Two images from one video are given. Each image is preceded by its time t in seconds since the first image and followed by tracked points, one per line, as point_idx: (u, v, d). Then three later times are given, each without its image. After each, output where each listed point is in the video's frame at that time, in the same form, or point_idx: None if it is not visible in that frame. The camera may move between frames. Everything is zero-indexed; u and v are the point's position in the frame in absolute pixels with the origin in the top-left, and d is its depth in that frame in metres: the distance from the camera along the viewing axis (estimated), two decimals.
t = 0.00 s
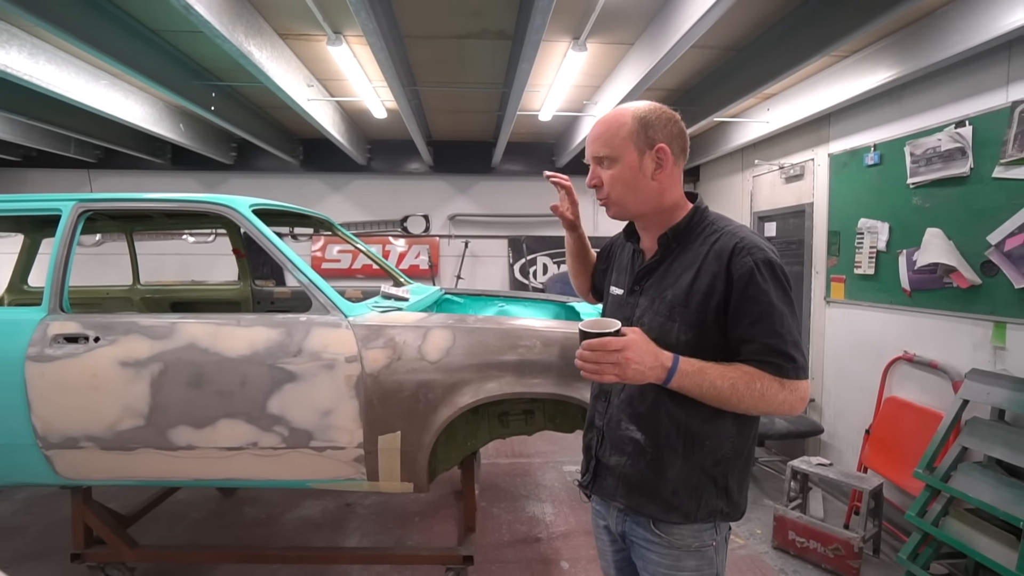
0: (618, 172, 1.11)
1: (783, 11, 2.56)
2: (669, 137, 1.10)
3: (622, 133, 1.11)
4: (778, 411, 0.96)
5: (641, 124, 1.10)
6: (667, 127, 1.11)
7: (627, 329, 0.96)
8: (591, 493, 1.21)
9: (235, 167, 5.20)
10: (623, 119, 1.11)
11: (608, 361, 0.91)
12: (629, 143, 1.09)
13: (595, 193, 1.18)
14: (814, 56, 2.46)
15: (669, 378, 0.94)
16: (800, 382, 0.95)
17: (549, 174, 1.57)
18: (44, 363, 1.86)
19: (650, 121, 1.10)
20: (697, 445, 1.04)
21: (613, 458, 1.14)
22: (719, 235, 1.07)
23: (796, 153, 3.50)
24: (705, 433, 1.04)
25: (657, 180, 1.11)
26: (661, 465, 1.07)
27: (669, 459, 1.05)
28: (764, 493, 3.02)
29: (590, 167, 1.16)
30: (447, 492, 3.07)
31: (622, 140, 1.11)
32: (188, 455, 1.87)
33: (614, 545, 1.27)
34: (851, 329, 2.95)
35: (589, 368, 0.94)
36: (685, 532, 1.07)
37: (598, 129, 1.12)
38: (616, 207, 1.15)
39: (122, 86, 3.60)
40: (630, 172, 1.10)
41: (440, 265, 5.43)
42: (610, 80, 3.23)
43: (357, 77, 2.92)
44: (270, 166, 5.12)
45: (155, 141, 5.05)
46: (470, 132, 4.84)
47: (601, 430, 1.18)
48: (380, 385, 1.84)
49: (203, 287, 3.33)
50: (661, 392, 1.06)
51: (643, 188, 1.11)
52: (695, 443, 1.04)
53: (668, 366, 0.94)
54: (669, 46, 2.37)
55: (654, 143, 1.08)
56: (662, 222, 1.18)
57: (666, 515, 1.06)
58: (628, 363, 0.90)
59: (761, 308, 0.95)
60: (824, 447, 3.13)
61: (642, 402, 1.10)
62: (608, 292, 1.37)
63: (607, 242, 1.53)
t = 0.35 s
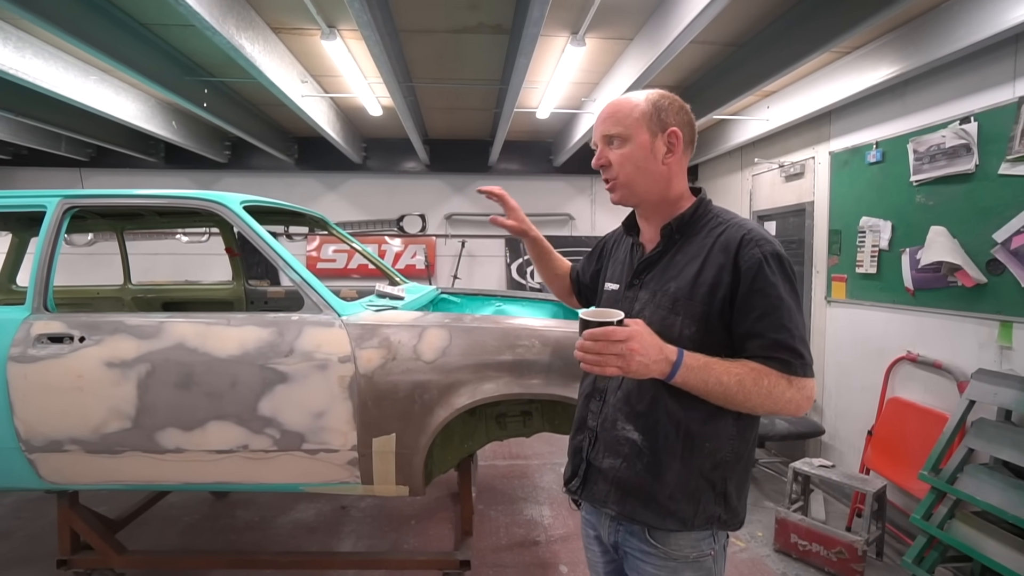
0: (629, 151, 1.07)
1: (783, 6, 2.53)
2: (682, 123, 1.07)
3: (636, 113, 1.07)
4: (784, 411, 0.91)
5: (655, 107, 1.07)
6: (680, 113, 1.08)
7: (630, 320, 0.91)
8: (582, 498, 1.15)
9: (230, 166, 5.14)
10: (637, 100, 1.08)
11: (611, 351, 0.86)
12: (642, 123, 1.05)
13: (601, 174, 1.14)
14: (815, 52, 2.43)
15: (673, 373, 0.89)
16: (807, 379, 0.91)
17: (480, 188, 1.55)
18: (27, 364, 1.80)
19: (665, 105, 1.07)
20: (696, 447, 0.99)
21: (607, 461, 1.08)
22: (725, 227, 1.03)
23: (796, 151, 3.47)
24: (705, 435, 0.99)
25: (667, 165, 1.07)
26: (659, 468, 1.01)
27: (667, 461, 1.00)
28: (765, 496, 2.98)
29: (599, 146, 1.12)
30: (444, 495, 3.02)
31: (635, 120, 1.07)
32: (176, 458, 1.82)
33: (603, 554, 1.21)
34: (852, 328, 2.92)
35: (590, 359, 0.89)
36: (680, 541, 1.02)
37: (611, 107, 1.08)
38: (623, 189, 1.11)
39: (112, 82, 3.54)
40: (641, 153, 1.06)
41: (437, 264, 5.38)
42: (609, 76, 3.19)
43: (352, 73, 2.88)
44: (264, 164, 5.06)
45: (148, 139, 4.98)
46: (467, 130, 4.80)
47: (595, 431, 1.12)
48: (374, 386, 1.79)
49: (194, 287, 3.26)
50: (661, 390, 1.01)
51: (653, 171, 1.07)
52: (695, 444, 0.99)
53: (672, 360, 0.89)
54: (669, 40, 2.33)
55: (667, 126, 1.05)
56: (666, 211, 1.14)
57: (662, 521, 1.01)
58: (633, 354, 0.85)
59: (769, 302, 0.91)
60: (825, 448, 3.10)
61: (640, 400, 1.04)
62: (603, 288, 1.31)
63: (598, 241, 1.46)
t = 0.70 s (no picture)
0: (660, 130, 1.04)
1: (786, 2, 2.49)
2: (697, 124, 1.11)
3: (664, 100, 1.07)
4: (802, 410, 0.86)
5: (681, 101, 1.08)
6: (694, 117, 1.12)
7: (639, 319, 0.86)
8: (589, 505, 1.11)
9: (225, 164, 5.08)
10: (664, 90, 1.09)
11: (620, 352, 0.81)
12: (672, 108, 1.05)
13: (621, 150, 1.06)
14: (819, 48, 2.39)
15: (685, 373, 0.85)
16: (826, 376, 0.86)
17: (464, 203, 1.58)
18: (13, 366, 1.75)
19: (687, 102, 1.10)
20: (709, 450, 0.95)
21: (617, 467, 1.04)
22: (734, 220, 0.99)
23: (798, 149, 3.44)
24: (718, 437, 0.95)
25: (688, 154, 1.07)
26: (671, 472, 0.97)
27: (679, 465, 0.96)
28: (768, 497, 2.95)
29: (623, 121, 1.06)
30: (443, 497, 2.97)
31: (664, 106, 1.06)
32: (168, 462, 1.77)
33: (611, 564, 1.17)
34: (855, 328, 2.89)
35: (598, 362, 0.85)
36: (692, 550, 0.98)
37: (641, 90, 1.07)
38: (647, 168, 1.04)
39: (105, 77, 3.47)
40: (672, 134, 1.04)
41: (435, 263, 5.33)
42: (609, 73, 3.15)
43: (349, 68, 2.83)
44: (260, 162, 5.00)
45: (142, 137, 4.92)
46: (465, 128, 4.75)
47: (603, 435, 1.07)
48: (372, 387, 1.74)
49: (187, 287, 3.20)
50: (672, 390, 0.97)
51: (678, 156, 1.05)
52: (707, 446, 0.95)
53: (684, 360, 0.84)
54: (671, 36, 2.29)
55: (691, 120, 1.07)
56: (677, 203, 1.09)
57: (674, 529, 0.96)
58: (643, 355, 0.81)
59: (782, 295, 0.86)
60: (828, 449, 3.07)
61: (651, 402, 1.00)
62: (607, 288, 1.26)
63: (599, 244, 1.41)
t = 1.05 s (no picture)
0: (662, 129, 1.00)
1: None
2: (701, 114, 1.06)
3: (663, 96, 1.03)
4: (823, 405, 0.83)
5: (681, 93, 1.04)
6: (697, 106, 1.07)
7: (651, 317, 0.83)
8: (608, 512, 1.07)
9: (220, 162, 5.02)
10: (661, 85, 1.04)
11: (633, 352, 0.78)
12: (672, 104, 1.01)
13: (623, 154, 1.03)
14: (822, 44, 2.37)
15: (701, 372, 0.81)
16: (846, 369, 0.83)
17: (474, 208, 1.60)
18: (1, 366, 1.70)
19: (687, 94, 1.05)
20: (730, 450, 0.92)
21: (636, 472, 1.00)
22: (744, 213, 0.96)
23: (799, 147, 3.42)
24: (739, 436, 0.92)
25: (692, 150, 1.03)
26: (693, 475, 0.94)
27: (700, 468, 0.93)
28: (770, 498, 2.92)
29: (622, 123, 1.03)
30: (441, 499, 2.93)
31: (664, 103, 1.02)
32: (161, 466, 1.72)
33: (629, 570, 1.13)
34: (857, 327, 2.86)
35: (611, 362, 0.81)
36: (715, 553, 0.95)
37: (637, 88, 1.03)
38: (651, 170, 1.02)
39: (97, 73, 3.41)
40: (674, 132, 1.00)
41: (432, 263, 5.28)
42: (610, 70, 3.12)
43: (346, 64, 2.79)
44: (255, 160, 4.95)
45: (136, 134, 4.85)
46: (463, 126, 4.71)
47: (621, 440, 1.03)
48: (370, 388, 1.70)
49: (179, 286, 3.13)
50: (688, 390, 0.94)
51: (682, 154, 1.01)
52: (728, 447, 0.92)
53: (699, 358, 0.81)
54: (674, 31, 2.26)
55: (693, 113, 1.03)
56: (684, 200, 1.06)
57: (698, 533, 0.93)
58: (657, 354, 0.78)
59: (799, 288, 0.83)
60: (830, 449, 3.05)
61: (668, 404, 0.97)
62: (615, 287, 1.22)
63: (605, 246, 1.38)
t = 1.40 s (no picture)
0: (661, 125, 0.97)
1: None
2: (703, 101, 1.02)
3: (661, 89, 0.99)
4: (837, 403, 0.81)
5: (679, 84, 1.00)
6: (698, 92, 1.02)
7: (663, 318, 0.80)
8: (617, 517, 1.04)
9: (213, 160, 4.96)
10: (658, 76, 1.00)
11: (647, 355, 0.75)
12: (671, 97, 0.97)
13: (623, 154, 1.01)
14: (823, 42, 2.35)
15: (715, 373, 0.79)
16: (862, 366, 0.81)
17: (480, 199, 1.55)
18: None
19: (686, 82, 1.00)
20: (744, 451, 0.90)
21: (647, 476, 0.97)
22: (753, 208, 0.94)
23: (797, 146, 3.41)
24: (752, 436, 0.90)
25: (694, 143, 1.00)
26: (705, 478, 0.91)
27: (713, 471, 0.90)
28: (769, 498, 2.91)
29: (620, 122, 1.00)
30: (437, 501, 2.90)
31: (662, 96, 0.98)
32: (151, 469, 1.68)
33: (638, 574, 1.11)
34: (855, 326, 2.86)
35: (622, 366, 0.78)
36: (729, 556, 0.93)
37: (634, 82, 0.99)
38: (652, 168, 0.99)
39: (86, 68, 3.35)
40: (674, 127, 0.97)
41: (428, 262, 5.25)
42: (608, 67, 3.09)
43: (341, 60, 2.75)
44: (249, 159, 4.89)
45: (127, 132, 4.78)
46: (459, 124, 4.68)
47: (630, 443, 1.01)
48: (366, 389, 1.67)
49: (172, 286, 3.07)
50: (699, 392, 0.91)
51: (684, 149, 0.98)
52: (742, 448, 0.90)
53: (713, 359, 0.79)
54: (674, 27, 2.23)
55: (693, 103, 0.99)
56: (690, 196, 1.03)
57: (712, 537, 0.91)
58: (672, 357, 0.75)
59: (813, 285, 0.81)
60: (829, 448, 3.04)
61: (678, 406, 0.94)
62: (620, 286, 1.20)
63: (605, 241, 1.36)
